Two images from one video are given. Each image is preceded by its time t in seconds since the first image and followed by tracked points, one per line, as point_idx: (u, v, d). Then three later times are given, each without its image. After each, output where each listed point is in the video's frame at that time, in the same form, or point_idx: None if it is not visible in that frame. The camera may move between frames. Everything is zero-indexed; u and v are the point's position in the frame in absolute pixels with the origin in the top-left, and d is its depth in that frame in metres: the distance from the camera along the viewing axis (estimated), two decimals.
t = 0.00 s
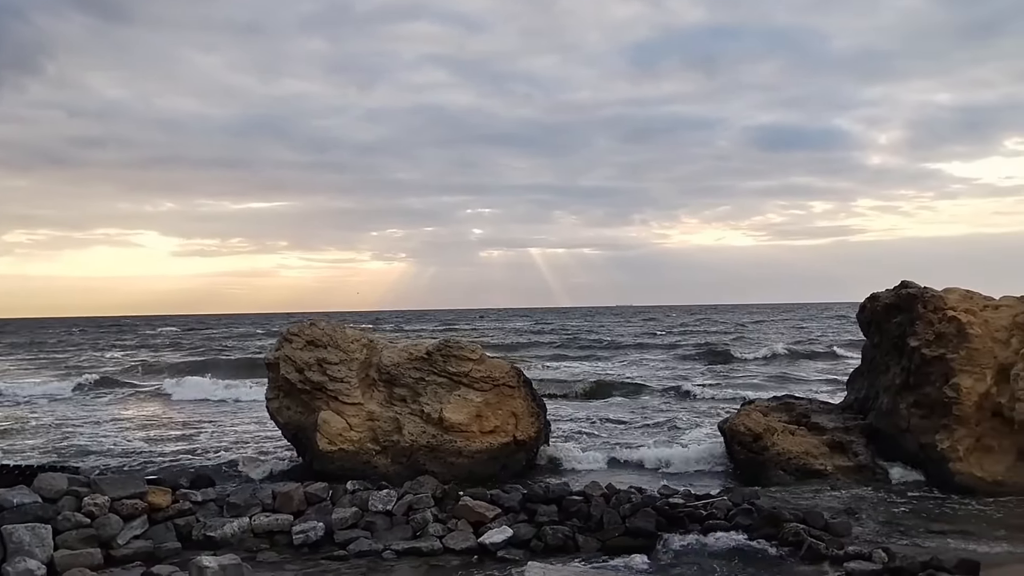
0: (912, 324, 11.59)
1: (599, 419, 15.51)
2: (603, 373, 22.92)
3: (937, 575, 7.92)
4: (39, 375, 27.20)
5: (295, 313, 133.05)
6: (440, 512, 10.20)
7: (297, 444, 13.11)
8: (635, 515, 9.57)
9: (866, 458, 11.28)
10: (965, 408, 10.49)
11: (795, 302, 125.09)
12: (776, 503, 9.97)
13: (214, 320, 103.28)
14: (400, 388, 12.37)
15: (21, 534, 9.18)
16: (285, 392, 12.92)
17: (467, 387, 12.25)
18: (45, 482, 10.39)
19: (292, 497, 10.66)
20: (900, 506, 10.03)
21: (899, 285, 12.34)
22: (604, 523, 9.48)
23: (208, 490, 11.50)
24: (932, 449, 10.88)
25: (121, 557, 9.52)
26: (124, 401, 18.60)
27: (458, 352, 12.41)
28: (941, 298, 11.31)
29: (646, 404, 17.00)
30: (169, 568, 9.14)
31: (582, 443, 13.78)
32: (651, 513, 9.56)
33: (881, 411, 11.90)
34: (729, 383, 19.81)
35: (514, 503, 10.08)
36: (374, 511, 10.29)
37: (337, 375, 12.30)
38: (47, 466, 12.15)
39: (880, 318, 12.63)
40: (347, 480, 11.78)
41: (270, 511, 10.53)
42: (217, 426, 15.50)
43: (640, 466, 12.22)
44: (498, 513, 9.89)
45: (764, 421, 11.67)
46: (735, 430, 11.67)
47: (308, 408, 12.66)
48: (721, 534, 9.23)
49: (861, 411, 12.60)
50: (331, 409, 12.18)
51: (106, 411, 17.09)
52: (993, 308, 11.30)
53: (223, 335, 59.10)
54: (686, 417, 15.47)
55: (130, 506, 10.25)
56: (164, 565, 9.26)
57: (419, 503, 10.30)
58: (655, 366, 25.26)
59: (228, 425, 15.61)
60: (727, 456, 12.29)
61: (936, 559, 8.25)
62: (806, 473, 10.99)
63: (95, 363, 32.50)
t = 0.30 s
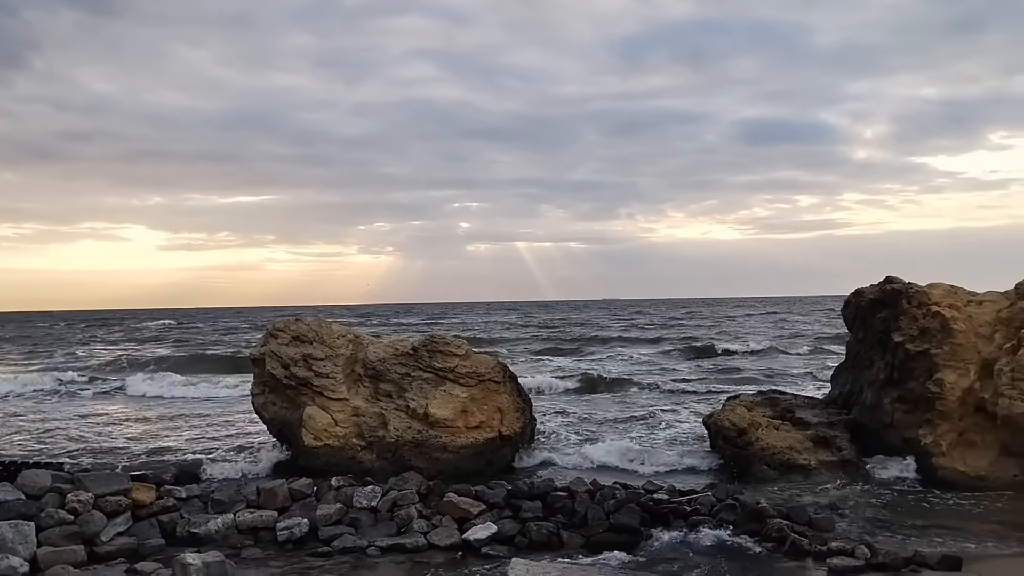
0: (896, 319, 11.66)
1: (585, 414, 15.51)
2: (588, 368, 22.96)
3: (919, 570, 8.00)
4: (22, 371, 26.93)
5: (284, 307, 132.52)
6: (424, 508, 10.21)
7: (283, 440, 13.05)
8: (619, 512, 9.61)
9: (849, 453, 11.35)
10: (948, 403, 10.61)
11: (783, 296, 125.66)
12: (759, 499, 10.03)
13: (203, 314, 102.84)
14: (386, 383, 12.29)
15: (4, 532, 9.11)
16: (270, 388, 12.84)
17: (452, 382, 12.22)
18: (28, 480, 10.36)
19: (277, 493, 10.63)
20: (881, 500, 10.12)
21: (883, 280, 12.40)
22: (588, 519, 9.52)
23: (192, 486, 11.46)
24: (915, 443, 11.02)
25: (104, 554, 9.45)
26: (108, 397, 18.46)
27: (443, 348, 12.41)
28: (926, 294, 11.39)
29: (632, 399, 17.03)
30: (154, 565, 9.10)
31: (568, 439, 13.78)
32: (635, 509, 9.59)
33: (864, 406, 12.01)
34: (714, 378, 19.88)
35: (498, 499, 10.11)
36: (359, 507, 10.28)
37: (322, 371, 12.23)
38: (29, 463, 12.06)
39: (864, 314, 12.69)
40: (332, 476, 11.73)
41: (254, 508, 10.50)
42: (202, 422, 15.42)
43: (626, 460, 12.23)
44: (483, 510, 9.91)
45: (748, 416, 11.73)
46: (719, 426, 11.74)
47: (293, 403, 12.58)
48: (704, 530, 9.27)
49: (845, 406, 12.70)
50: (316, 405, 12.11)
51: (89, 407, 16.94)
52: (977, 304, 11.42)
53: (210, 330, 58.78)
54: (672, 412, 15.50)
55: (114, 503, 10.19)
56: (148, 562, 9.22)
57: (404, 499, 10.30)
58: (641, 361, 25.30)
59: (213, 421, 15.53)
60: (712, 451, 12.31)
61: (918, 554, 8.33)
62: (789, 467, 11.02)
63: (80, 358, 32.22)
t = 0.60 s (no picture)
0: (873, 313, 11.71)
1: (565, 408, 15.51)
2: (569, 362, 22.96)
3: (894, 564, 8.06)
4: None
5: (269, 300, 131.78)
6: (401, 502, 10.16)
7: (260, 434, 12.94)
8: (597, 506, 9.59)
9: (826, 446, 11.48)
10: (924, 397, 10.66)
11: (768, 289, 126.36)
12: (737, 492, 10.05)
13: (186, 306, 101.99)
14: (364, 377, 12.19)
15: None
16: (247, 382, 12.70)
17: (430, 376, 12.16)
18: (2, 475, 10.21)
19: (253, 488, 10.53)
20: (857, 493, 10.19)
21: (861, 274, 12.44)
22: (565, 513, 9.49)
23: (168, 481, 11.37)
24: (891, 437, 11.12)
25: (79, 550, 9.35)
26: (83, 391, 18.22)
27: (422, 341, 12.37)
28: (903, 287, 11.44)
29: (611, 392, 17.05)
30: (128, 560, 8.98)
31: (547, 432, 13.78)
32: (612, 503, 9.58)
33: (842, 399, 12.12)
34: (692, 372, 19.96)
35: (475, 494, 10.08)
36: (335, 502, 10.21)
37: (300, 364, 12.11)
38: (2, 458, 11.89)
39: (842, 307, 12.75)
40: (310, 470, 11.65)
41: (230, 503, 10.40)
42: (178, 416, 15.26)
43: (605, 452, 12.22)
44: (460, 504, 9.87)
45: (726, 410, 11.65)
46: (697, 419, 11.69)
47: (271, 397, 12.47)
48: (681, 524, 9.29)
49: (822, 399, 12.82)
50: (293, 398, 12.00)
51: (63, 401, 16.73)
52: (954, 297, 11.53)
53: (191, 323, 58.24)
54: (652, 405, 15.53)
55: (89, 497, 10.05)
56: (123, 558, 9.11)
57: (381, 494, 10.24)
58: (621, 354, 25.34)
59: (190, 415, 15.39)
60: (689, 445, 12.14)
61: (893, 548, 8.38)
62: (766, 461, 11.09)
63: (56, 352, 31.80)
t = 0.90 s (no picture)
0: (844, 305, 11.81)
1: (539, 401, 15.52)
2: (544, 354, 22.99)
3: (864, 558, 8.13)
4: None
5: (248, 292, 130.60)
6: (372, 496, 10.10)
7: (232, 427, 12.82)
8: (568, 499, 9.60)
9: (796, 439, 11.58)
10: (894, 389, 10.74)
11: (748, 281, 127.28)
12: (708, 486, 10.10)
13: (163, 298, 100.88)
14: (336, 370, 12.10)
15: None
16: (219, 375, 12.57)
17: (403, 369, 12.09)
18: None
19: (224, 482, 10.42)
20: (827, 485, 10.27)
21: (832, 266, 12.51)
22: (536, 507, 9.50)
23: (139, 475, 11.21)
24: (861, 429, 11.21)
25: (48, 544, 9.20)
26: (50, 385, 17.93)
27: (394, 334, 12.29)
28: (873, 280, 11.54)
29: (585, 385, 17.08)
30: (98, 555, 8.85)
31: (520, 425, 13.79)
32: (584, 496, 9.60)
33: (813, 392, 12.25)
34: (666, 364, 20.06)
35: (447, 487, 10.07)
36: (307, 496, 10.13)
37: (272, 357, 11.97)
38: None
39: (813, 300, 12.85)
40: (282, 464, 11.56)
41: (201, 497, 10.29)
42: (148, 410, 15.08)
43: (577, 445, 12.25)
44: (431, 497, 9.84)
45: (697, 403, 11.76)
46: (669, 412, 11.71)
47: (242, 390, 12.34)
48: (652, 517, 9.31)
49: (793, 392, 12.97)
50: (265, 391, 11.88)
51: (31, 395, 16.47)
52: (925, 290, 11.63)
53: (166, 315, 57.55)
54: (625, 398, 15.58)
55: (59, 492, 9.91)
56: (93, 553, 8.98)
57: (352, 487, 10.18)
58: (596, 347, 25.38)
59: (161, 408, 15.21)
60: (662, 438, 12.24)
61: (864, 542, 8.45)
62: (737, 454, 11.13)
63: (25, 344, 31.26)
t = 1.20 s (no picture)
0: (804, 296, 12.00)
1: (504, 392, 15.57)
2: (510, 345, 23.05)
3: (822, 547, 8.27)
4: None
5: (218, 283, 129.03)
6: (334, 488, 10.06)
7: (193, 419, 12.68)
8: (529, 490, 9.66)
9: (756, 429, 11.76)
10: (853, 379, 10.89)
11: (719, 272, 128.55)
12: (669, 476, 10.21)
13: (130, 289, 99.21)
14: (298, 361, 12.01)
15: None
16: (180, 366, 12.41)
17: (365, 360, 12.05)
18: None
19: (184, 474, 10.31)
20: (786, 475, 10.44)
21: (792, 257, 12.69)
22: (497, 498, 9.55)
23: (97, 468, 11.04)
24: (819, 420, 11.39)
25: (4, 539, 9.02)
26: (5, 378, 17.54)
27: (357, 325, 12.22)
28: (833, 271, 11.73)
29: (549, 376, 17.16)
30: (56, 549, 8.70)
31: (484, 415, 13.83)
32: (545, 487, 9.66)
33: (772, 381, 12.47)
34: (630, 355, 20.23)
35: (408, 479, 10.09)
36: (267, 488, 10.06)
37: (234, 349, 11.82)
38: None
39: (773, 291, 13.05)
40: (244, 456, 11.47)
41: (161, 490, 10.16)
42: (107, 402, 14.83)
43: (540, 436, 12.33)
44: (393, 489, 9.84)
45: (658, 393, 11.82)
46: (630, 402, 11.82)
47: (204, 381, 12.19)
48: (613, 508, 9.39)
49: (754, 382, 13.21)
50: (226, 383, 11.74)
51: None
52: (883, 281, 11.83)
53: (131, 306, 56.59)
54: (589, 388, 15.68)
55: (16, 485, 9.73)
56: (50, 547, 8.84)
57: (313, 479, 10.14)
58: (562, 338, 25.51)
59: (120, 401, 14.97)
60: (623, 428, 12.39)
61: (821, 531, 8.60)
62: (697, 444, 11.27)
63: None
